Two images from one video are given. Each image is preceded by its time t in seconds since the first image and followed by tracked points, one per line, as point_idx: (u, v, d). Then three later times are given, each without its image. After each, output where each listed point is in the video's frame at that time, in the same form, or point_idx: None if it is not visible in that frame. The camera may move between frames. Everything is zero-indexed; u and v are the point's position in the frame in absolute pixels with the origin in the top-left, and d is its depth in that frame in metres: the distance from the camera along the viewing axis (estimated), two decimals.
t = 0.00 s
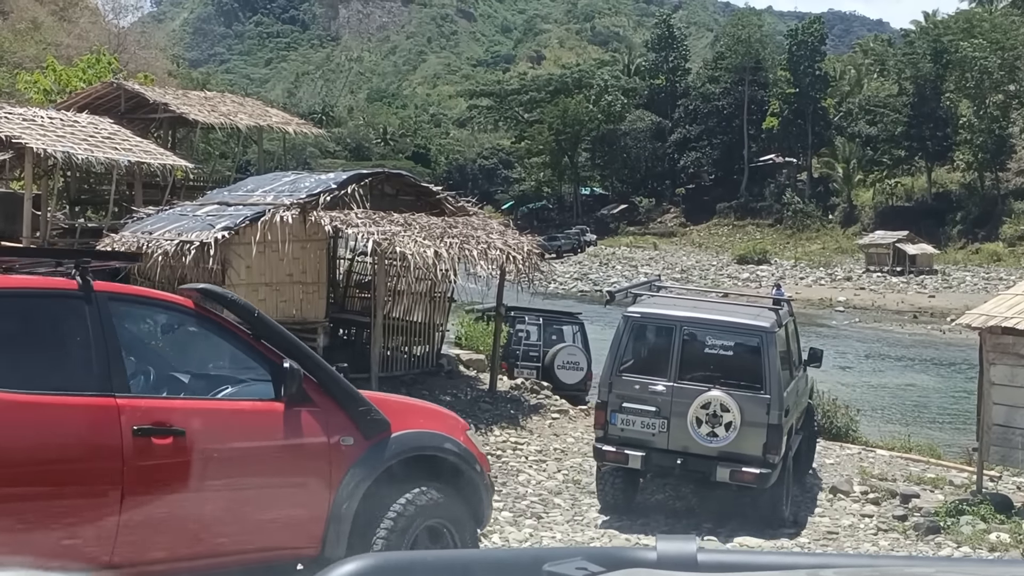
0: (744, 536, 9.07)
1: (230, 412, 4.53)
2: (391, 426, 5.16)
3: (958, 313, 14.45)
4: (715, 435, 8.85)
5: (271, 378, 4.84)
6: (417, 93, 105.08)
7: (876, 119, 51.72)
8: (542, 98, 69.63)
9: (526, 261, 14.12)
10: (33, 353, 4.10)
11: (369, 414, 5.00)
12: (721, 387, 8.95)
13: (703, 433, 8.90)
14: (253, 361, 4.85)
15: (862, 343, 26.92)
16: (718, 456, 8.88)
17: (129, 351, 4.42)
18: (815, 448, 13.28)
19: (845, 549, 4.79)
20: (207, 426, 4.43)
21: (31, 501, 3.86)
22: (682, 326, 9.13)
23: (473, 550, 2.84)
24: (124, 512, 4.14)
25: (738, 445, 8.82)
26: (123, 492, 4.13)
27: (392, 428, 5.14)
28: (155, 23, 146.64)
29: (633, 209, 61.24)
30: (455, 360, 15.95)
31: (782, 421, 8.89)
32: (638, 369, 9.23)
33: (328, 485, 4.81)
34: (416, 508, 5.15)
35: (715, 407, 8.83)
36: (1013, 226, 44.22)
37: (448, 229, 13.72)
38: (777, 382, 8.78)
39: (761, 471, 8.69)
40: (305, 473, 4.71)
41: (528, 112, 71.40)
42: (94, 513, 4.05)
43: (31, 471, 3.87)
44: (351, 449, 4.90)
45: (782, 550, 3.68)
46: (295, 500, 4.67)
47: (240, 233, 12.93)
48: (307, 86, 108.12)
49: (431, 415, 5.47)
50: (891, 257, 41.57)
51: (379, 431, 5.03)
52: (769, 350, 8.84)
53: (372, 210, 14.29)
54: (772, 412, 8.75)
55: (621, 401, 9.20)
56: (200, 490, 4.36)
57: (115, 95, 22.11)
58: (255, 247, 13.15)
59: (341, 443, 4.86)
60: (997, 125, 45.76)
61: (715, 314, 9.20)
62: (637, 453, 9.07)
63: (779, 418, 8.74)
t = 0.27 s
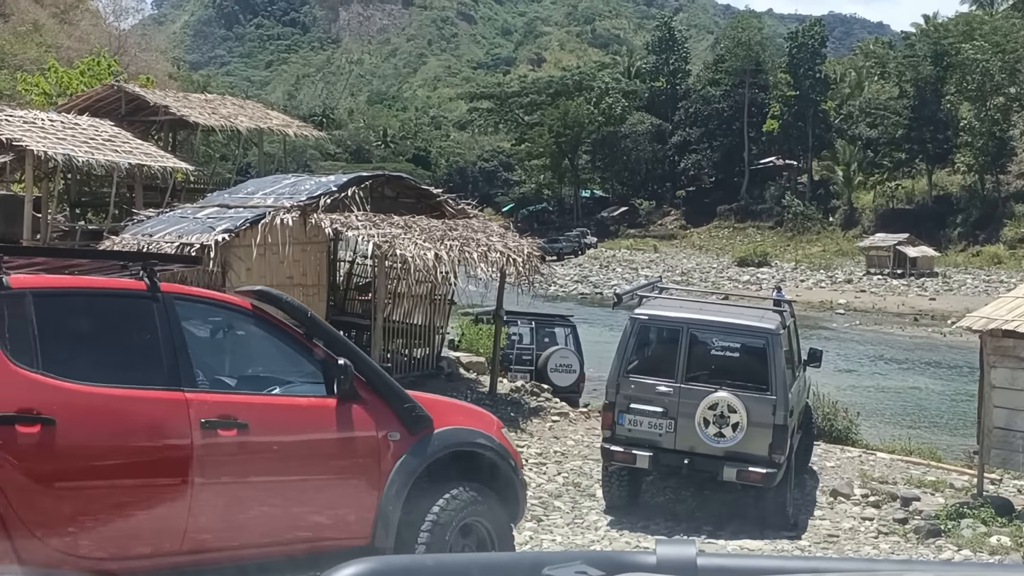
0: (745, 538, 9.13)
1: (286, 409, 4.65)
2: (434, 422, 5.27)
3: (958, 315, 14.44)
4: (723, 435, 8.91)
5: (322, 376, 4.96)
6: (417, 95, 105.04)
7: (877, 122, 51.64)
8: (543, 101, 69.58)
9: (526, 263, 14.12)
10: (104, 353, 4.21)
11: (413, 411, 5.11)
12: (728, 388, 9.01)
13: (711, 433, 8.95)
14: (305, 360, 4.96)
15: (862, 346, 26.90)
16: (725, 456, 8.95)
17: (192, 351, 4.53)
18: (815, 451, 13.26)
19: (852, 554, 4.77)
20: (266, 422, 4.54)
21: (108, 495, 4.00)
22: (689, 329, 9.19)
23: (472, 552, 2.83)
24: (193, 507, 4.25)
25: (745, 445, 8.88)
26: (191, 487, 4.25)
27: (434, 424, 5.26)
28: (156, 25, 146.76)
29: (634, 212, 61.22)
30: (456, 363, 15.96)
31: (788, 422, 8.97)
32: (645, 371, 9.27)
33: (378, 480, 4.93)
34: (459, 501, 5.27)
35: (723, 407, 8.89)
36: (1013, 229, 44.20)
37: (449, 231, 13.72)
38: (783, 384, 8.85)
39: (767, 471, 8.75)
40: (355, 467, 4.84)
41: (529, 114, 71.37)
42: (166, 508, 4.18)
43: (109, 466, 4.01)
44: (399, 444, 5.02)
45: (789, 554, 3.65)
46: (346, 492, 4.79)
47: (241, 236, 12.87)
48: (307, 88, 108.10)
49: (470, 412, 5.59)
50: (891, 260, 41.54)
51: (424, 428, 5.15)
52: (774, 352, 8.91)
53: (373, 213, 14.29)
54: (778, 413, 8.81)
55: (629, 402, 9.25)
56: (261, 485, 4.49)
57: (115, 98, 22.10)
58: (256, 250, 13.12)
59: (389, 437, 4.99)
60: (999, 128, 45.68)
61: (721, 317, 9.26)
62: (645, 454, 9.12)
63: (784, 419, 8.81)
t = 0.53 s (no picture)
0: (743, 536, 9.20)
1: (343, 415, 4.86)
2: (479, 428, 5.44)
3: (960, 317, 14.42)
4: (730, 429, 8.96)
5: (374, 383, 5.15)
6: (418, 97, 105.04)
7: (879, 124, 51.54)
8: (544, 103, 69.56)
9: (528, 266, 14.12)
10: (175, 361, 4.47)
11: (459, 417, 5.27)
12: (734, 384, 9.07)
13: (719, 428, 8.99)
14: (360, 368, 5.16)
15: (864, 348, 26.85)
16: (731, 450, 8.99)
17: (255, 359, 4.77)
18: (817, 453, 13.24)
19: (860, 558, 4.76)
20: (324, 427, 4.76)
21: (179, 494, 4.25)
22: (695, 325, 9.23)
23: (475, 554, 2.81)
24: (257, 506, 4.49)
25: (752, 439, 8.92)
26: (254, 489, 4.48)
27: (479, 431, 5.42)
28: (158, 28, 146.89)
29: (635, 214, 61.22)
30: (457, 365, 15.96)
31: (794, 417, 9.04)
32: (653, 367, 9.29)
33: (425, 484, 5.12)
34: (503, 505, 5.40)
35: (731, 402, 8.94)
36: (1016, 231, 44.15)
37: (450, 234, 13.71)
38: (789, 379, 8.92)
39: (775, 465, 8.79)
40: (404, 471, 5.03)
41: (530, 117, 71.37)
42: (232, 506, 4.41)
43: (178, 468, 4.25)
44: (445, 450, 5.20)
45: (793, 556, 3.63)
46: (397, 494, 5.00)
47: (242, 238, 12.85)
48: (309, 90, 108.11)
49: (514, 420, 5.74)
50: (893, 263, 41.49)
51: (470, 434, 5.32)
52: (781, 348, 8.98)
53: (375, 215, 14.28)
54: (785, 407, 8.88)
55: (637, 398, 9.26)
56: (321, 485, 4.71)
57: (117, 100, 22.09)
58: (258, 252, 13.11)
59: (437, 443, 5.17)
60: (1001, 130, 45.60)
61: (727, 314, 9.32)
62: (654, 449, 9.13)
63: (791, 413, 8.87)
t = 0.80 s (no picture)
0: (745, 538, 9.24)
1: (395, 416, 5.08)
2: (519, 427, 5.62)
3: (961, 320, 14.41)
4: (739, 435, 9.05)
5: (421, 384, 5.34)
6: (420, 100, 105.15)
7: (880, 127, 51.50)
8: (545, 106, 69.62)
9: (529, 269, 14.12)
10: (243, 363, 4.71)
11: (501, 417, 5.46)
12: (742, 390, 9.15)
13: (728, 435, 9.09)
14: (408, 369, 5.35)
15: (865, 351, 26.85)
16: (738, 455, 9.08)
17: (314, 363, 4.99)
18: (818, 456, 13.24)
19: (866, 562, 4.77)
20: (379, 428, 4.97)
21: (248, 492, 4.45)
22: (702, 333, 9.30)
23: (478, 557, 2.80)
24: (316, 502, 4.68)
25: (760, 445, 9.02)
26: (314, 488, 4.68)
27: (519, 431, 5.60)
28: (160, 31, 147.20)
29: (636, 217, 61.24)
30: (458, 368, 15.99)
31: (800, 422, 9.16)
32: (661, 374, 9.36)
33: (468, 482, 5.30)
34: (541, 502, 5.57)
35: (740, 409, 9.02)
36: (1017, 234, 44.14)
37: (451, 237, 13.72)
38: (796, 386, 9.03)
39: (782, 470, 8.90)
40: (450, 469, 5.22)
41: (531, 120, 71.44)
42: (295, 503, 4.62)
43: (245, 466, 4.46)
44: (488, 448, 5.40)
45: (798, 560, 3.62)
46: (445, 491, 5.20)
47: (243, 240, 12.88)
48: (310, 93, 108.21)
49: (550, 419, 5.91)
50: (895, 266, 41.50)
51: (511, 434, 5.50)
52: (788, 355, 9.08)
53: (376, 218, 14.30)
54: (793, 413, 8.99)
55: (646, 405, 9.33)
56: (373, 486, 4.91)
57: (119, 103, 22.13)
58: (258, 255, 13.14)
59: (479, 443, 5.37)
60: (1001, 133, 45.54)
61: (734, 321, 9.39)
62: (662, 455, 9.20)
63: (798, 419, 8.98)
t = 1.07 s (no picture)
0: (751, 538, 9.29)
1: (439, 414, 5.41)
2: (552, 428, 5.96)
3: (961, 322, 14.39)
4: (744, 437, 9.28)
5: (462, 385, 5.69)
6: (421, 102, 105.04)
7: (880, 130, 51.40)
8: (546, 108, 69.49)
9: (529, 270, 14.12)
10: (301, 362, 5.04)
11: (536, 417, 5.80)
12: (748, 393, 9.38)
13: (734, 437, 9.31)
14: (450, 371, 5.70)
15: (866, 354, 26.82)
16: (743, 457, 9.31)
17: (365, 364, 5.33)
18: (818, 459, 13.23)
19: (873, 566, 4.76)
20: (425, 426, 5.30)
21: (308, 484, 4.77)
22: (709, 336, 9.51)
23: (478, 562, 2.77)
24: (368, 494, 5.01)
25: (764, 447, 9.26)
26: (368, 484, 5.01)
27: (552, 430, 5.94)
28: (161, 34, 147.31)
29: (636, 220, 61.17)
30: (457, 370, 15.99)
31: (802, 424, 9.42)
32: (668, 376, 9.56)
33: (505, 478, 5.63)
34: (572, 498, 5.90)
35: (746, 412, 9.25)
36: (1017, 237, 44.06)
37: (451, 238, 13.72)
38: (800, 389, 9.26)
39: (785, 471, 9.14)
40: (488, 466, 5.55)
41: (532, 122, 71.34)
42: (346, 500, 4.92)
43: (304, 458, 4.78)
44: (523, 445, 5.73)
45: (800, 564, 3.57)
46: (484, 487, 5.53)
47: (243, 242, 12.90)
48: (310, 95, 108.18)
49: (579, 421, 6.26)
50: (895, 269, 41.46)
51: (545, 432, 5.84)
52: (792, 359, 9.32)
53: (376, 220, 14.30)
54: (796, 416, 9.24)
55: (653, 406, 9.54)
56: (419, 478, 5.22)
57: (119, 105, 22.12)
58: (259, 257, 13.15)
59: (516, 441, 5.71)
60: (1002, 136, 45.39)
61: (739, 325, 9.62)
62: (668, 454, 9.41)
63: (802, 421, 9.22)
